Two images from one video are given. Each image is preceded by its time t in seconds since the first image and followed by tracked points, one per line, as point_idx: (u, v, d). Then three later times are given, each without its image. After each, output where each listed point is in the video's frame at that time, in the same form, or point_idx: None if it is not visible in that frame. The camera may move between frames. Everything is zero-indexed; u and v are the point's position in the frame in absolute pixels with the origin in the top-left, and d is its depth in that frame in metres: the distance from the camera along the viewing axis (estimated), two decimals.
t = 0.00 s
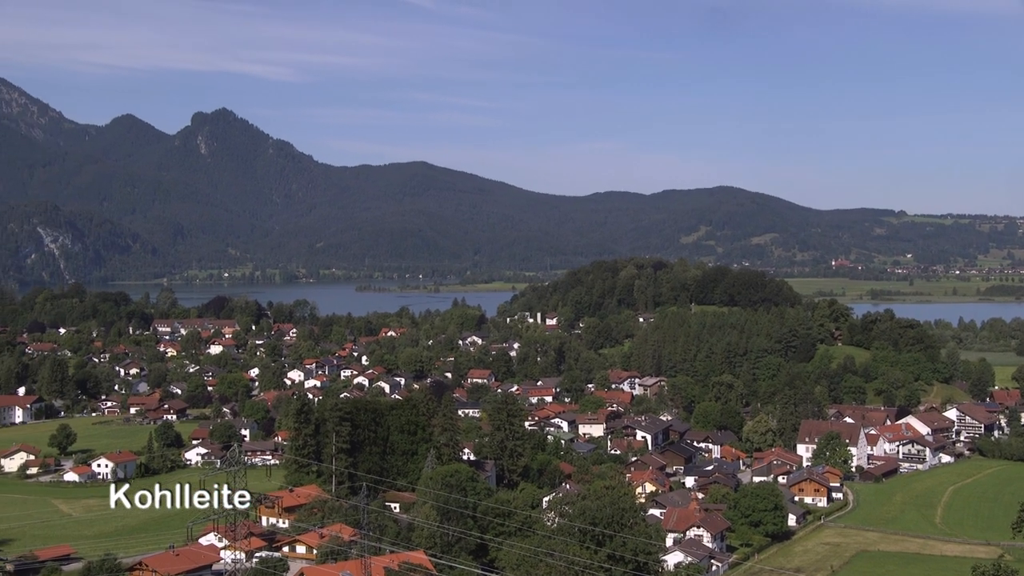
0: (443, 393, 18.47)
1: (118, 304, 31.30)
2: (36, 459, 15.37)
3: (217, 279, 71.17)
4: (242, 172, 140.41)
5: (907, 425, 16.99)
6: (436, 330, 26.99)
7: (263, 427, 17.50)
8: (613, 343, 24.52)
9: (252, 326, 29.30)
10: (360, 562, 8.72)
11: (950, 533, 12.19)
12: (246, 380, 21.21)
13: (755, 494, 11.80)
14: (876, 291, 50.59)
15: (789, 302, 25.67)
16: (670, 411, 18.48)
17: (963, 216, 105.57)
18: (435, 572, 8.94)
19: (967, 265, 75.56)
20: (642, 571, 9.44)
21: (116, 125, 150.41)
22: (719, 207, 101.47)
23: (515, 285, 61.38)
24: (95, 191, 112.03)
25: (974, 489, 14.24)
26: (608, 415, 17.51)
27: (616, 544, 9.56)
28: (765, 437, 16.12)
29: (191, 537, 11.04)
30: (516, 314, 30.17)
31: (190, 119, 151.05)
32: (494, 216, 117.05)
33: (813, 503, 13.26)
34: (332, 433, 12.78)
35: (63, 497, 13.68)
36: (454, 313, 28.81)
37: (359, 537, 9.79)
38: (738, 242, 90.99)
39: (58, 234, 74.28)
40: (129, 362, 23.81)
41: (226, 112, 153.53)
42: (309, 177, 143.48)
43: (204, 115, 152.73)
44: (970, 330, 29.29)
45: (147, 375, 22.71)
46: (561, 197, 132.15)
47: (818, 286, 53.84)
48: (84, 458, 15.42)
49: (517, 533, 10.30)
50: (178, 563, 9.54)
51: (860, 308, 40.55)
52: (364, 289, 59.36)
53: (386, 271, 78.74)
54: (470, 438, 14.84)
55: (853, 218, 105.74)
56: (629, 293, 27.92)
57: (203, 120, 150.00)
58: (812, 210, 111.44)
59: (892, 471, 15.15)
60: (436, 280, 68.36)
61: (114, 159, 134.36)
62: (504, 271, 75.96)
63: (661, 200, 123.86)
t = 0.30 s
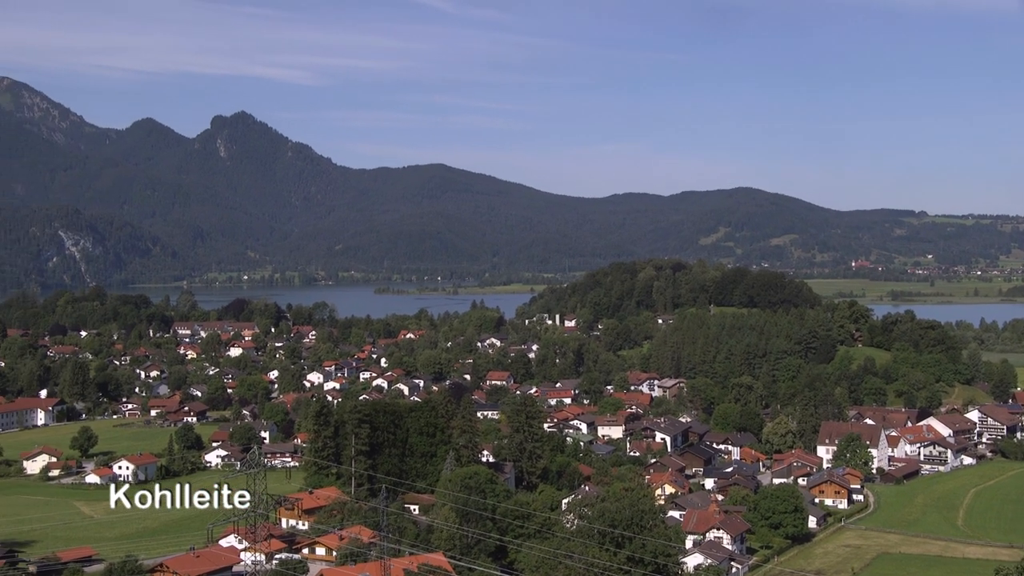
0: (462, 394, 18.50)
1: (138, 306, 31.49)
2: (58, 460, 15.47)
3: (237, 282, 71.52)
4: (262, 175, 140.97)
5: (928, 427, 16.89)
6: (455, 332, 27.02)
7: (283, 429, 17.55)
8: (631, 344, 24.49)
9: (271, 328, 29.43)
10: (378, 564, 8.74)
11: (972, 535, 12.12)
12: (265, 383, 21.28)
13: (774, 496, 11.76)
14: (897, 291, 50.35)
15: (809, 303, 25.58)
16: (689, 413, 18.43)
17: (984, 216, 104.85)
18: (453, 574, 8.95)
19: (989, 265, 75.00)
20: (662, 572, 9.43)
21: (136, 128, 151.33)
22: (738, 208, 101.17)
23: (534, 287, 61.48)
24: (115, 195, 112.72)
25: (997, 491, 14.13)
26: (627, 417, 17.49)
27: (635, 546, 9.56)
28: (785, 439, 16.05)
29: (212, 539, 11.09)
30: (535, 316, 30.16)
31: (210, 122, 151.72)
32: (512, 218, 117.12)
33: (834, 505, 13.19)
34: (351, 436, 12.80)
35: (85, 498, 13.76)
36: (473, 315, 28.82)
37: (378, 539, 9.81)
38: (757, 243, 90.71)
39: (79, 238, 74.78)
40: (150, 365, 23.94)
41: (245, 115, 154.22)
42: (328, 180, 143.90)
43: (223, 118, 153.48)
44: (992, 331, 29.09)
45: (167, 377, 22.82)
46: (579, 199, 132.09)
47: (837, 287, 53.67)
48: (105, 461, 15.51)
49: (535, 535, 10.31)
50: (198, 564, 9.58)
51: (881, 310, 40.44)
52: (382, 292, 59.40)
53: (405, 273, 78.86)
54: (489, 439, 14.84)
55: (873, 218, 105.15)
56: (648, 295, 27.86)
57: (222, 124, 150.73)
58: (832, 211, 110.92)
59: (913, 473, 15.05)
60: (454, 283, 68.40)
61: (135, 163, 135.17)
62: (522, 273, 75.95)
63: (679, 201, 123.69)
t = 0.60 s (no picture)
0: (481, 396, 18.52)
1: (159, 308, 31.63)
2: (80, 461, 15.57)
3: (257, 284, 71.79)
4: (281, 178, 141.43)
5: (950, 429, 16.81)
6: (474, 334, 27.02)
7: (303, 431, 17.59)
8: (651, 346, 24.46)
9: (291, 330, 29.52)
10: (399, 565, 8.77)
11: (994, 538, 12.04)
12: (285, 384, 21.34)
13: (795, 497, 11.71)
14: (919, 293, 50.08)
15: (829, 305, 25.50)
16: (709, 414, 18.38)
17: (1006, 217, 104.07)
18: None
19: (1011, 267, 74.43)
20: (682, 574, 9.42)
21: (157, 131, 152.22)
22: (758, 209, 100.78)
23: (553, 288, 61.41)
24: (136, 197, 113.23)
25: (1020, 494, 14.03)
26: (646, 419, 17.46)
27: (655, 548, 9.56)
28: (805, 441, 16.03)
29: (233, 540, 11.14)
30: (554, 317, 30.13)
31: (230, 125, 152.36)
32: (531, 219, 117.07)
33: (855, 507, 13.13)
34: (370, 436, 12.81)
35: (106, 499, 13.82)
36: (492, 317, 28.83)
37: (399, 540, 9.81)
38: (777, 244, 90.41)
39: (100, 240, 75.16)
40: (170, 367, 24.05)
41: (265, 118, 154.80)
42: (347, 182, 144.18)
43: (243, 121, 154.08)
44: (1016, 333, 28.86)
45: (187, 380, 22.92)
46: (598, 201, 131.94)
47: (859, 288, 53.38)
48: (127, 462, 15.60)
49: (555, 537, 10.30)
50: (219, 566, 9.63)
51: (903, 311, 40.26)
52: (402, 293, 59.43)
53: (424, 275, 78.89)
54: (508, 440, 14.84)
55: (894, 220, 104.53)
56: (667, 296, 27.78)
57: (243, 126, 151.42)
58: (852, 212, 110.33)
59: (935, 475, 14.97)
60: (473, 285, 68.34)
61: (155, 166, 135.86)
62: (541, 276, 75.90)
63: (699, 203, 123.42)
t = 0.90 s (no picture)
0: (504, 397, 18.54)
1: (183, 310, 31.82)
2: (105, 462, 15.69)
3: (280, 285, 72.17)
4: (305, 180, 142.07)
5: (976, 431, 16.67)
6: (497, 335, 27.01)
7: (326, 432, 17.65)
8: (674, 347, 24.40)
9: (314, 331, 29.65)
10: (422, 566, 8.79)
11: (1020, 542, 11.92)
12: (308, 386, 21.41)
13: (819, 500, 11.65)
14: (944, 294, 49.73)
15: (853, 306, 25.40)
16: (733, 416, 18.33)
17: None
18: None
19: None
20: None
21: (182, 134, 153.15)
22: (782, 210, 100.35)
23: (576, 290, 61.47)
24: (160, 199, 113.94)
25: None
26: (669, 421, 17.43)
27: (679, 550, 9.58)
28: (829, 443, 15.97)
29: (257, 540, 11.19)
30: (576, 319, 30.14)
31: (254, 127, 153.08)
32: (554, 220, 117.05)
33: (880, 510, 13.06)
34: (393, 438, 12.83)
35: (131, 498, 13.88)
36: (514, 318, 28.84)
37: (421, 541, 9.83)
38: (801, 245, 90.04)
39: (125, 242, 75.68)
40: (194, 368, 24.18)
41: (289, 119, 155.40)
42: (370, 183, 144.52)
43: (267, 123, 154.89)
44: None
45: (212, 381, 23.02)
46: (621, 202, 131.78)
47: (883, 289, 53.20)
48: (152, 462, 15.74)
49: (578, 538, 10.31)
50: (245, 566, 9.68)
51: (927, 312, 40.04)
52: (425, 295, 59.56)
53: (447, 276, 79.04)
54: (531, 442, 14.84)
55: (920, 220, 103.82)
56: (690, 297, 27.72)
57: (266, 128, 152.09)
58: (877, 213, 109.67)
59: (961, 478, 14.84)
60: (496, 285, 68.37)
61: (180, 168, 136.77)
62: (564, 277, 75.88)
63: (722, 203, 123.06)
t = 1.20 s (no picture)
0: (525, 397, 18.55)
1: (206, 309, 31.99)
2: (128, 461, 15.77)
3: (302, 285, 72.42)
4: (326, 180, 142.55)
5: (1000, 433, 16.57)
6: (518, 335, 27.01)
7: (347, 431, 17.69)
8: (695, 347, 24.34)
9: (335, 330, 29.74)
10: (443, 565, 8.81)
11: None
12: (330, 385, 21.47)
13: (841, 501, 11.60)
14: (969, 295, 49.37)
15: (876, 306, 25.27)
16: (754, 416, 18.28)
17: None
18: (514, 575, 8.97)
19: None
20: None
21: (205, 134, 154.02)
22: (804, 210, 99.95)
23: (598, 290, 61.44)
24: (183, 199, 114.63)
25: None
26: (690, 421, 17.40)
27: (700, 551, 9.56)
28: (852, 444, 15.92)
29: (278, 540, 11.22)
30: (598, 319, 30.10)
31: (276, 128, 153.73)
32: (575, 220, 116.93)
33: (902, 511, 12.99)
34: (414, 438, 12.87)
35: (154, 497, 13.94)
36: (535, 318, 28.83)
37: (442, 541, 9.84)
38: (823, 246, 89.62)
39: (148, 242, 76.12)
40: (216, 367, 24.28)
41: (311, 120, 155.94)
42: (392, 183, 144.78)
43: (289, 123, 155.50)
44: None
45: (233, 380, 23.12)
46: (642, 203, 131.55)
47: (908, 289, 52.94)
48: (174, 461, 15.81)
49: (599, 538, 10.30)
50: (266, 565, 9.72)
51: (952, 313, 39.76)
52: (446, 295, 59.61)
53: (467, 276, 79.13)
54: (551, 442, 14.84)
55: (943, 221, 103.18)
56: (712, 298, 27.64)
57: (289, 129, 152.65)
58: (900, 213, 109.07)
59: (984, 479, 14.76)
60: (518, 285, 68.27)
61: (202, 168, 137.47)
62: (585, 277, 75.81)
63: (743, 204, 122.67)
